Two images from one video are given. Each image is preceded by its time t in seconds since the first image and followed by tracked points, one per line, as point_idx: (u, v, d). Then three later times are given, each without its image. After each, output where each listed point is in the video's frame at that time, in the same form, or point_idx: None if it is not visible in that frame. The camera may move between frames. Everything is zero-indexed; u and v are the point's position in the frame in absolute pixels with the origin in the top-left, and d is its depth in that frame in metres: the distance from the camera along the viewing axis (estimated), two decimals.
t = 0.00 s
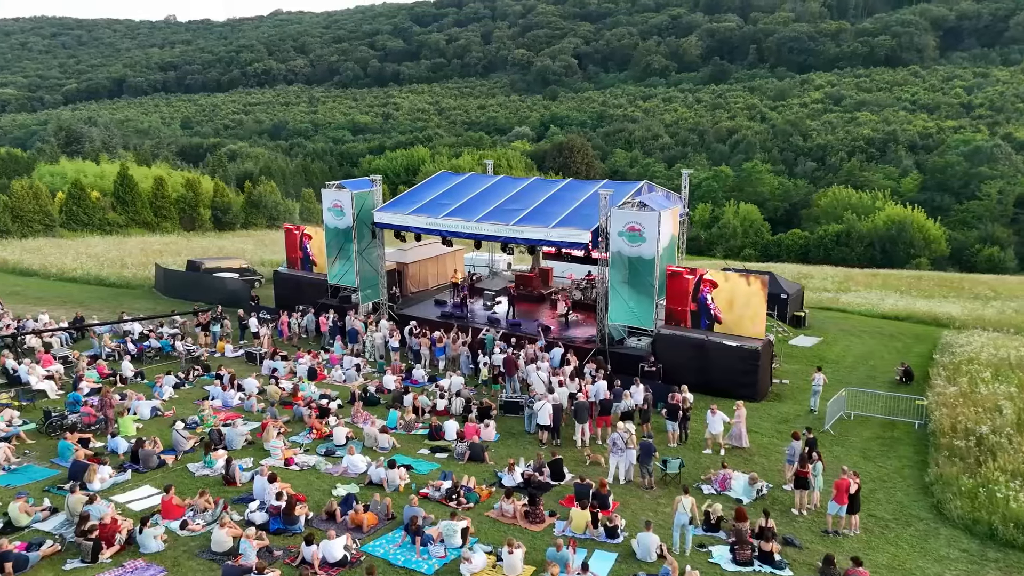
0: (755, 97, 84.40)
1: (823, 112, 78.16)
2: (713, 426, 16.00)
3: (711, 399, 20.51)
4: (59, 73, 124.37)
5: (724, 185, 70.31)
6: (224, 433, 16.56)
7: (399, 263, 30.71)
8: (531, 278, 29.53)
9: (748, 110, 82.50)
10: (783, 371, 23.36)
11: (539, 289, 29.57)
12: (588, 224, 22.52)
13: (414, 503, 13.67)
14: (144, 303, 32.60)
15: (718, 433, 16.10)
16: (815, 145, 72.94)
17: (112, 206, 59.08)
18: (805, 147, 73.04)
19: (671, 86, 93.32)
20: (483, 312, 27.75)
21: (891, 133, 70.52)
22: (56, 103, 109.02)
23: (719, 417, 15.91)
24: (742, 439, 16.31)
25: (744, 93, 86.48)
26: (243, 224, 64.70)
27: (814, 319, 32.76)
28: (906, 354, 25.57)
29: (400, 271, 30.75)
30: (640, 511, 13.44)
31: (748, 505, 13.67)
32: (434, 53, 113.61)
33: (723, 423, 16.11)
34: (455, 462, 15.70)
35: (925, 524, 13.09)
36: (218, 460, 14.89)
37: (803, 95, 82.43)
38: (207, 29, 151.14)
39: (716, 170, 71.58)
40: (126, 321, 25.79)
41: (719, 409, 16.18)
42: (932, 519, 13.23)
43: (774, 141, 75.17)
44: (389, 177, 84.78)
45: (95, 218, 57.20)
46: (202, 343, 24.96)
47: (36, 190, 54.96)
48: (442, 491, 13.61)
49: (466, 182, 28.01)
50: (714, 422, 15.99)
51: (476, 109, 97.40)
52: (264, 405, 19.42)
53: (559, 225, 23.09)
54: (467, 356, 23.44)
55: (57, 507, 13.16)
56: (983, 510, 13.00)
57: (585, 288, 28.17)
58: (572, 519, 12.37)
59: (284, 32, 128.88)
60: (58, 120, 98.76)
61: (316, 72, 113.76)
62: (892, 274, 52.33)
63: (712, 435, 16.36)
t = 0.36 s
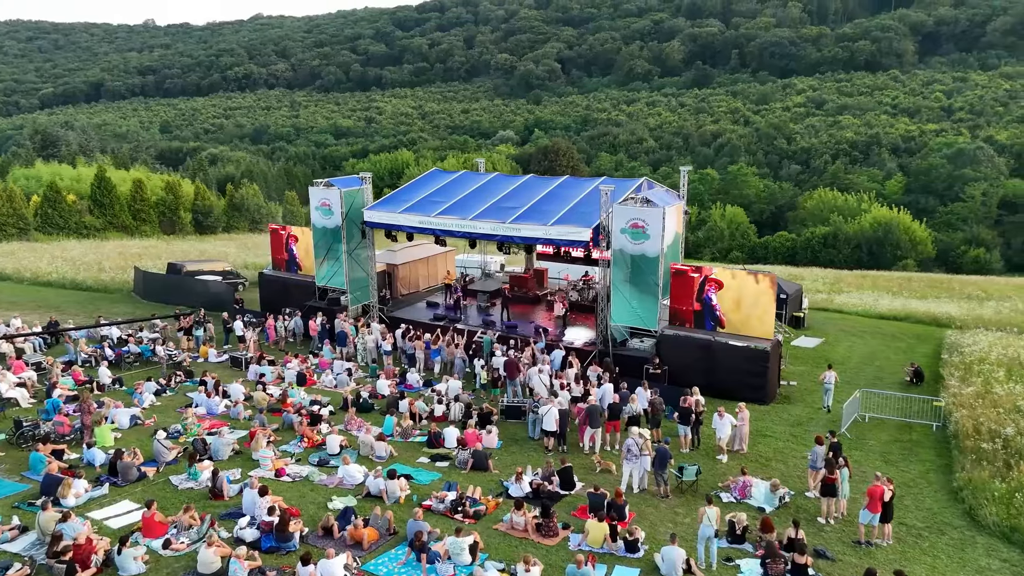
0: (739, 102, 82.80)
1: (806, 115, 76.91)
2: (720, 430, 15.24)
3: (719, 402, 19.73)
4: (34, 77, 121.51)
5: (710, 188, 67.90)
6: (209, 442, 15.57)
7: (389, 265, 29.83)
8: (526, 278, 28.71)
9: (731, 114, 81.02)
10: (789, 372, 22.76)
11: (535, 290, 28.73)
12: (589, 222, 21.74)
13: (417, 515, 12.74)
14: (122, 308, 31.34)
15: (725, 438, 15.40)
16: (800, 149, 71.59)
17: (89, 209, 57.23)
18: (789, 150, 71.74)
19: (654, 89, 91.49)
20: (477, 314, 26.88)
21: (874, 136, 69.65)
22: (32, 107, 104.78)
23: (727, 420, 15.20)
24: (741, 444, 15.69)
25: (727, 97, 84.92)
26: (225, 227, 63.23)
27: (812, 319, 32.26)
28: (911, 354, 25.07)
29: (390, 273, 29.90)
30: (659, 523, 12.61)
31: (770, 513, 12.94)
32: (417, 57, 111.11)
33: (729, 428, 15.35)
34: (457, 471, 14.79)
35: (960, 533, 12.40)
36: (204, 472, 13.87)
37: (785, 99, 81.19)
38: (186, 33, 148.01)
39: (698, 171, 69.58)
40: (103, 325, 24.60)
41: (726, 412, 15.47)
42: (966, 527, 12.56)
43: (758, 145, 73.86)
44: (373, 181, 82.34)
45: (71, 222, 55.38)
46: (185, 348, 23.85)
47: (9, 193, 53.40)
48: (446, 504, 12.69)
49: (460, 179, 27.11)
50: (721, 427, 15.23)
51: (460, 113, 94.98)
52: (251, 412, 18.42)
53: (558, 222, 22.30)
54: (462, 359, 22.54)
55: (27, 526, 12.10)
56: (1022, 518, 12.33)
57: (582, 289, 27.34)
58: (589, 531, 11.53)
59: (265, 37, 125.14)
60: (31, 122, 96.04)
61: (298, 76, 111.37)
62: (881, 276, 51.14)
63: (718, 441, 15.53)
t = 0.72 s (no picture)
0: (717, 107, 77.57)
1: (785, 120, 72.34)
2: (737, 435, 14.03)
3: (731, 406, 18.79)
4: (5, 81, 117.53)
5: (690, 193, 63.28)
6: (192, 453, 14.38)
7: (378, 265, 28.75)
8: (520, 279, 27.72)
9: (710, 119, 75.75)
10: (797, 373, 21.91)
11: (530, 292, 27.72)
12: (591, 217, 20.79)
13: (422, 531, 11.64)
14: (95, 312, 29.82)
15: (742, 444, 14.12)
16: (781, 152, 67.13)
17: (62, 212, 55.48)
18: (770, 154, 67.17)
19: (635, 95, 84.73)
20: (470, 317, 25.79)
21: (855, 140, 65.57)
22: None
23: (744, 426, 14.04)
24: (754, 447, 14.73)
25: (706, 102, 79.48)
26: (202, 230, 60.86)
27: (813, 319, 31.46)
28: (920, 355, 24.31)
29: (378, 274, 28.79)
30: (685, 536, 11.63)
31: (802, 524, 12.04)
32: (396, 63, 102.39)
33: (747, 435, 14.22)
34: (461, 481, 13.72)
35: (1008, 543, 11.54)
36: (185, 488, 12.67)
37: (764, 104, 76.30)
38: (162, 38, 142.81)
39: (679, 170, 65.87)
40: (76, 330, 23.23)
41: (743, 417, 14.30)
42: (1013, 538, 11.70)
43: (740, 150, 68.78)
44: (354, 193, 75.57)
45: (43, 225, 53.60)
46: (163, 353, 22.54)
47: None
48: (454, 519, 11.61)
49: (453, 176, 26.09)
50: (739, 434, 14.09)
51: (441, 117, 87.02)
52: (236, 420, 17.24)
53: (558, 218, 21.30)
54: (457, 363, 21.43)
55: None
56: None
57: (579, 289, 26.37)
58: (613, 546, 10.51)
59: (242, 39, 116.70)
60: None
61: (277, 81, 102.67)
62: (870, 275, 48.75)
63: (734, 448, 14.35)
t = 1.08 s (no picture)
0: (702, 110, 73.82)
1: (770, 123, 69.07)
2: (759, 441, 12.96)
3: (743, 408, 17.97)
4: None
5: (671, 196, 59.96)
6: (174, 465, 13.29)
7: (368, 266, 27.75)
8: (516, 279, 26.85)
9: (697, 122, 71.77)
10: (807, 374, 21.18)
11: (525, 292, 26.86)
12: (595, 212, 19.92)
13: (430, 548, 10.66)
14: (69, 317, 28.39)
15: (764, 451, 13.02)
16: (766, 155, 63.96)
17: (37, 215, 53.54)
18: (755, 156, 63.87)
19: (619, 99, 80.13)
20: (464, 318, 24.83)
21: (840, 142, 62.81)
22: None
23: (767, 431, 12.88)
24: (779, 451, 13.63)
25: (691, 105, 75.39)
26: (183, 235, 58.55)
27: (813, 318, 30.79)
28: (927, 355, 23.70)
29: (367, 275, 27.77)
30: (716, 550, 10.75)
31: (837, 535, 11.21)
32: (378, 66, 95.45)
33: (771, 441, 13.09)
34: (467, 492, 12.74)
35: None
36: (166, 504, 11.58)
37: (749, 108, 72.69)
38: (140, 41, 137.74)
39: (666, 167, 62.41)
40: (48, 334, 21.96)
41: (765, 422, 13.14)
42: None
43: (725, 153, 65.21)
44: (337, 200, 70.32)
45: (17, 227, 51.49)
46: (141, 358, 21.33)
47: None
48: (465, 535, 10.64)
49: (446, 172, 25.16)
50: (763, 442, 12.91)
51: (425, 121, 81.59)
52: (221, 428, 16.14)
53: (559, 214, 20.41)
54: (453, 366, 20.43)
55: None
56: None
57: (578, 289, 25.55)
58: (641, 563, 9.60)
59: (222, 42, 110.20)
60: None
61: (258, 85, 96.89)
62: (859, 274, 46.73)
63: (757, 455, 13.22)
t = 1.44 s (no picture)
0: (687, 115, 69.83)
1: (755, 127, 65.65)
2: (789, 457, 12.11)
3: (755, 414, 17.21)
4: None
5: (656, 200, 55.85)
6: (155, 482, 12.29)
7: (358, 269, 26.80)
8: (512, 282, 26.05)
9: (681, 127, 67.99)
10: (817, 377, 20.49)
11: (521, 295, 26.04)
12: (598, 211, 19.16)
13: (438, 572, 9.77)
14: (46, 323, 27.18)
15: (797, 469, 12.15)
16: (753, 158, 60.99)
17: (12, 219, 51.63)
18: (742, 160, 61.08)
19: (604, 104, 76.31)
20: (459, 322, 23.95)
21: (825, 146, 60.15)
22: None
23: (795, 440, 12.08)
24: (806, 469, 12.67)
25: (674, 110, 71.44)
26: (165, 238, 57.29)
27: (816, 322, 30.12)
28: (937, 358, 23.11)
29: (358, 278, 26.83)
30: (748, 571, 9.94)
31: (877, 554, 10.40)
32: (363, 71, 92.48)
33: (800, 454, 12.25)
34: (474, 509, 11.86)
35: None
36: (146, 525, 10.60)
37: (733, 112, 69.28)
38: (121, 45, 134.64)
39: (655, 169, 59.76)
40: (21, 341, 20.81)
41: (793, 433, 12.36)
42: None
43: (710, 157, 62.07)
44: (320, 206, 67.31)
45: None
46: (121, 365, 20.25)
47: None
48: (475, 557, 9.75)
49: (438, 172, 24.27)
50: (791, 453, 12.07)
51: (409, 125, 78.74)
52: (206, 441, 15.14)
53: (560, 213, 19.63)
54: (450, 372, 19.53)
55: None
56: None
57: (577, 292, 24.78)
58: None
59: (207, 46, 106.69)
60: None
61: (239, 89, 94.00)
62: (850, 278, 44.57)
63: (783, 468, 12.36)
